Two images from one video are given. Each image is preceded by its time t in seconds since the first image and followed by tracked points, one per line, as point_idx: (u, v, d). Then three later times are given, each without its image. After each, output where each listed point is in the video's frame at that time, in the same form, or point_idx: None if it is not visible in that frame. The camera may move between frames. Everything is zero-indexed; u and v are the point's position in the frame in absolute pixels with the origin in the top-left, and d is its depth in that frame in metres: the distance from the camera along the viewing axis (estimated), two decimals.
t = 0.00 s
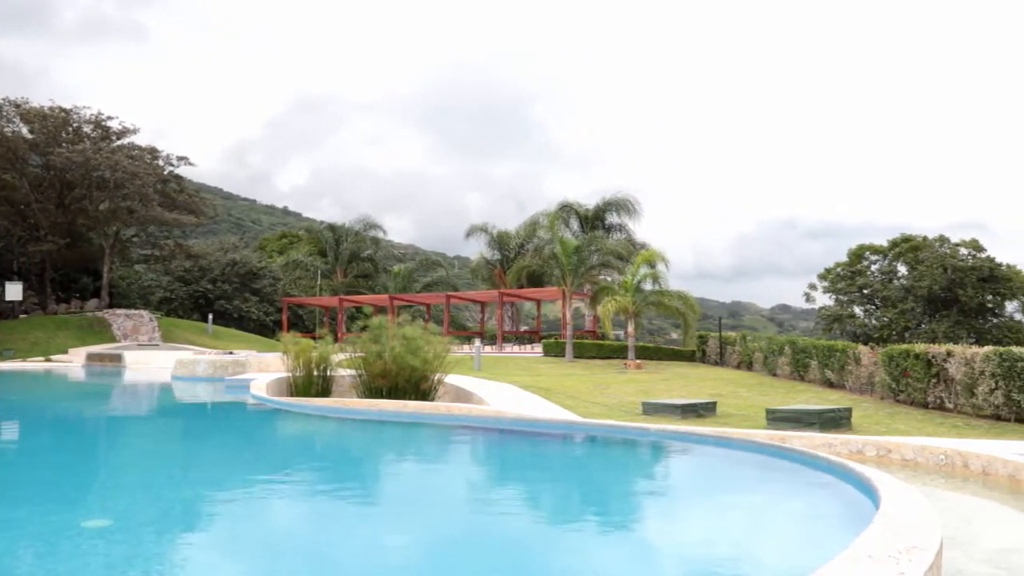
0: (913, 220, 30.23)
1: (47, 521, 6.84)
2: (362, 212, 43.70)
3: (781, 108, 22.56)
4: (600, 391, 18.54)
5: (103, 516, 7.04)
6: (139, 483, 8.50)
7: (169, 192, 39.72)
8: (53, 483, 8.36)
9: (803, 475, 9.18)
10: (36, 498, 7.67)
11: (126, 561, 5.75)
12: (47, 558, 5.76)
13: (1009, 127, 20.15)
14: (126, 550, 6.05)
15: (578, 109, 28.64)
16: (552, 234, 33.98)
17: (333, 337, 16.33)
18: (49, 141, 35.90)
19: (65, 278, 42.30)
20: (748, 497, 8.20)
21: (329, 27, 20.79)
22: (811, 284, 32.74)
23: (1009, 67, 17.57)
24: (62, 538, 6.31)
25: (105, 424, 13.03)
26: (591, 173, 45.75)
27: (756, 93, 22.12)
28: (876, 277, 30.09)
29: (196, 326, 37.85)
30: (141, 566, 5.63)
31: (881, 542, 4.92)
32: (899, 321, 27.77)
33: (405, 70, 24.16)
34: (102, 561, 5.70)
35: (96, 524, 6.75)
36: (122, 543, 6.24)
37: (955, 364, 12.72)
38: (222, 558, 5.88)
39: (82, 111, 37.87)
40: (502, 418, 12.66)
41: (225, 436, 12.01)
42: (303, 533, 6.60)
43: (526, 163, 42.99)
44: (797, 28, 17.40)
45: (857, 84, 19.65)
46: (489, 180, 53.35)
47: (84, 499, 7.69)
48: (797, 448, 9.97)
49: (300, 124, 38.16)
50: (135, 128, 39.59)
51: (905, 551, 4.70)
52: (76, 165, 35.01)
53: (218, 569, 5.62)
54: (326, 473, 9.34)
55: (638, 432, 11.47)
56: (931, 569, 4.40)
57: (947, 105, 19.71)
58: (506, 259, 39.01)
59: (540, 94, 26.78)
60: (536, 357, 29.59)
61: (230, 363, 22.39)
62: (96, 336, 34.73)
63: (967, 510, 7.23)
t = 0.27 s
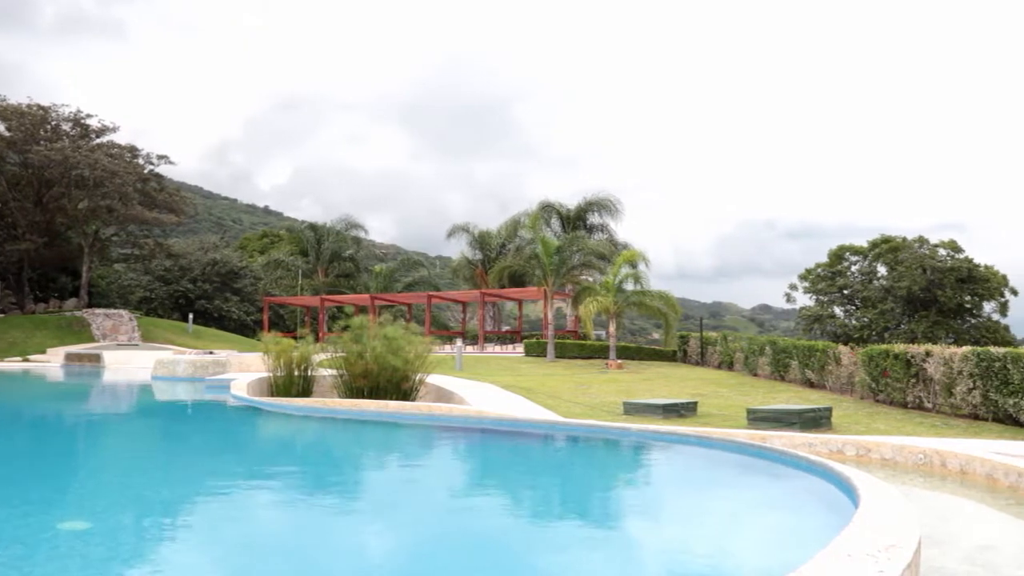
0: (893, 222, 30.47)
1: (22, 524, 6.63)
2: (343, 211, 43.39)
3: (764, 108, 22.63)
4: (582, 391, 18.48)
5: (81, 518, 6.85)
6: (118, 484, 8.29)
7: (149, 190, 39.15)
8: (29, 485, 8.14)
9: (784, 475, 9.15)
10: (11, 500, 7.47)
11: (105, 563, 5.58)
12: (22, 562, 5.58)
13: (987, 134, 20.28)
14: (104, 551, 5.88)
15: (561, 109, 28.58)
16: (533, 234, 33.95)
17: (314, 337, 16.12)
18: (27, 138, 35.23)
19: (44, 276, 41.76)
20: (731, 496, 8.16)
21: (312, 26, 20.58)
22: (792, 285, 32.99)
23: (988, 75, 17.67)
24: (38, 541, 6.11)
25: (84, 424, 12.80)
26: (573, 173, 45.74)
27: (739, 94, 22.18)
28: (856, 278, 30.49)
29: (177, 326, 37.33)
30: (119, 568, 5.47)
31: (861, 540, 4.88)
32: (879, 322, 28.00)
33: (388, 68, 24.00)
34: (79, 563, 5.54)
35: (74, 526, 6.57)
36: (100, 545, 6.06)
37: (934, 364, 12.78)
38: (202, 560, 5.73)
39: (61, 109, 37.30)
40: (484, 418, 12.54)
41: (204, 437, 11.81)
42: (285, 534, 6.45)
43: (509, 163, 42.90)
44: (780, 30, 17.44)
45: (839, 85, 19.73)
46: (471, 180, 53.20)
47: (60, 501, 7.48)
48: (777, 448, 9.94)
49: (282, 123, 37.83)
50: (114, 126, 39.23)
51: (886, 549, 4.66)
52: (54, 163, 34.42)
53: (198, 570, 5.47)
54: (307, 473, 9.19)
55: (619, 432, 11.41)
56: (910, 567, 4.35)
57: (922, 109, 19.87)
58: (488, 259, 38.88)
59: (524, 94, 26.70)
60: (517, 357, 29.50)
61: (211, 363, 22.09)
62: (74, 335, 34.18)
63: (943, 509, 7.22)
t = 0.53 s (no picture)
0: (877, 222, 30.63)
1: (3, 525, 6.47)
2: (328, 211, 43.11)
3: (751, 109, 22.67)
4: (568, 391, 18.41)
5: (64, 519, 6.70)
6: (101, 484, 8.14)
7: (134, 190, 38.79)
8: (10, 486, 7.97)
9: (770, 474, 9.11)
10: None
11: (88, 564, 5.45)
12: (4, 564, 5.43)
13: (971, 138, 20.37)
14: (86, 552, 5.74)
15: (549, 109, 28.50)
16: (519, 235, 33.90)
17: (300, 336, 15.95)
18: (9, 136, 34.55)
19: (28, 275, 41.31)
20: (719, 496, 8.11)
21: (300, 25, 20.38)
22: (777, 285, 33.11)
23: (973, 80, 17.75)
24: (19, 543, 5.96)
25: (67, 424, 12.61)
26: (560, 173, 45.70)
27: (727, 94, 22.19)
28: (841, 279, 30.70)
29: (162, 326, 36.92)
30: (102, 569, 5.34)
31: (847, 539, 4.82)
32: (864, 322, 28.14)
33: (376, 68, 23.84)
34: (61, 564, 5.40)
35: (57, 527, 6.42)
36: (83, 546, 5.92)
37: (919, 364, 12.79)
38: (187, 561, 5.61)
39: (45, 107, 36.97)
40: (470, 418, 12.44)
41: (187, 437, 11.66)
42: (271, 534, 6.34)
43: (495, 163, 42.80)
44: (767, 31, 17.44)
45: (827, 86, 19.78)
46: (457, 180, 53.05)
47: (43, 502, 7.32)
48: (763, 448, 9.90)
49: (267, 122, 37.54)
50: (98, 125, 39.02)
51: (870, 548, 4.61)
52: (38, 161, 33.78)
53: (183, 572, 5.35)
54: (293, 474, 9.06)
55: (605, 432, 11.34)
56: (893, 566, 4.30)
57: (907, 111, 19.95)
58: (474, 259, 38.74)
59: (511, 95, 26.61)
60: (503, 357, 29.40)
61: (196, 363, 21.86)
62: (57, 335, 33.74)
63: (927, 508, 7.18)
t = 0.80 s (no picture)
0: (853, 224, 30.89)
1: None
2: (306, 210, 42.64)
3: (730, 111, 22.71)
4: (546, 391, 18.31)
5: (36, 521, 6.47)
6: (74, 486, 7.90)
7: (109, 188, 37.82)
8: None
9: (745, 474, 9.04)
10: None
11: (60, 567, 5.25)
12: None
13: (945, 140, 20.57)
14: (57, 555, 5.54)
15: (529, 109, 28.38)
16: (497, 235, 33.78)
17: (277, 336, 15.69)
18: None
19: None
20: (698, 496, 8.02)
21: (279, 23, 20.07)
22: (754, 285, 33.26)
23: (926, 83, 18.08)
24: None
25: (39, 425, 12.30)
26: (538, 173, 45.60)
27: (706, 94, 22.22)
28: (817, 279, 30.84)
29: (137, 326, 36.30)
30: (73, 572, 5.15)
31: (819, 538, 4.74)
32: (840, 322, 28.33)
33: (356, 68, 23.59)
34: (30, 568, 5.20)
35: (29, 529, 6.20)
36: (55, 548, 5.72)
37: (894, 364, 12.83)
38: (161, 562, 5.43)
39: (17, 103, 36.28)
40: (447, 417, 12.27)
41: (160, 437, 11.39)
42: (248, 535, 6.16)
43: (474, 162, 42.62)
44: (747, 34, 17.44)
45: (804, 88, 19.85)
46: (436, 179, 52.78)
47: (14, 504, 7.08)
48: (739, 447, 9.82)
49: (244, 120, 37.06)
50: (72, 122, 38.11)
51: (845, 546, 4.54)
52: (10, 159, 33.02)
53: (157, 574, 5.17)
54: (270, 474, 8.86)
55: (583, 431, 11.23)
56: (868, 564, 4.23)
57: (883, 113, 20.09)
58: (452, 258, 38.53)
59: (491, 95, 26.45)
60: (481, 357, 29.24)
61: (171, 363, 21.49)
62: (29, 335, 33.03)
63: (902, 507, 7.12)
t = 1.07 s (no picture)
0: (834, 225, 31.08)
1: None
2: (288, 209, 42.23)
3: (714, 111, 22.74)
4: (528, 391, 18.22)
5: (13, 524, 6.27)
6: (51, 487, 7.69)
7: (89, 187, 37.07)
8: None
9: (728, 474, 8.96)
10: None
11: (38, 570, 5.08)
12: None
13: (906, 139, 20.81)
14: (36, 557, 5.36)
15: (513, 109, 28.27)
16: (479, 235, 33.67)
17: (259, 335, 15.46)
18: None
19: None
20: (683, 495, 7.94)
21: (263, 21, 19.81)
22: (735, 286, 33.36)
23: (908, 86, 18.18)
24: None
25: (18, 426, 12.05)
26: (522, 173, 45.52)
27: (691, 95, 22.22)
28: (799, 279, 30.97)
29: (117, 326, 35.79)
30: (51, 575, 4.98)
31: (798, 537, 4.67)
32: (821, 323, 28.43)
33: (340, 68, 23.36)
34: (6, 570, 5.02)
35: (6, 531, 6.01)
36: (33, 550, 5.54)
37: (874, 364, 12.84)
38: (143, 564, 5.27)
39: None
40: (429, 418, 12.16)
41: (138, 437, 11.16)
42: (230, 535, 6.01)
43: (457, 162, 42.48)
44: (730, 36, 17.44)
45: (787, 90, 19.90)
46: (419, 180, 52.55)
47: None
48: (722, 447, 9.74)
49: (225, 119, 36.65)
50: (53, 120, 37.46)
51: (825, 544, 4.47)
52: None
53: None
54: (251, 474, 8.69)
55: (565, 431, 11.14)
56: (848, 563, 4.16)
57: (865, 115, 20.19)
58: (434, 258, 38.33)
59: (476, 95, 26.30)
60: (463, 357, 29.08)
61: (152, 362, 21.17)
62: (6, 335, 32.42)
63: (883, 506, 7.08)
